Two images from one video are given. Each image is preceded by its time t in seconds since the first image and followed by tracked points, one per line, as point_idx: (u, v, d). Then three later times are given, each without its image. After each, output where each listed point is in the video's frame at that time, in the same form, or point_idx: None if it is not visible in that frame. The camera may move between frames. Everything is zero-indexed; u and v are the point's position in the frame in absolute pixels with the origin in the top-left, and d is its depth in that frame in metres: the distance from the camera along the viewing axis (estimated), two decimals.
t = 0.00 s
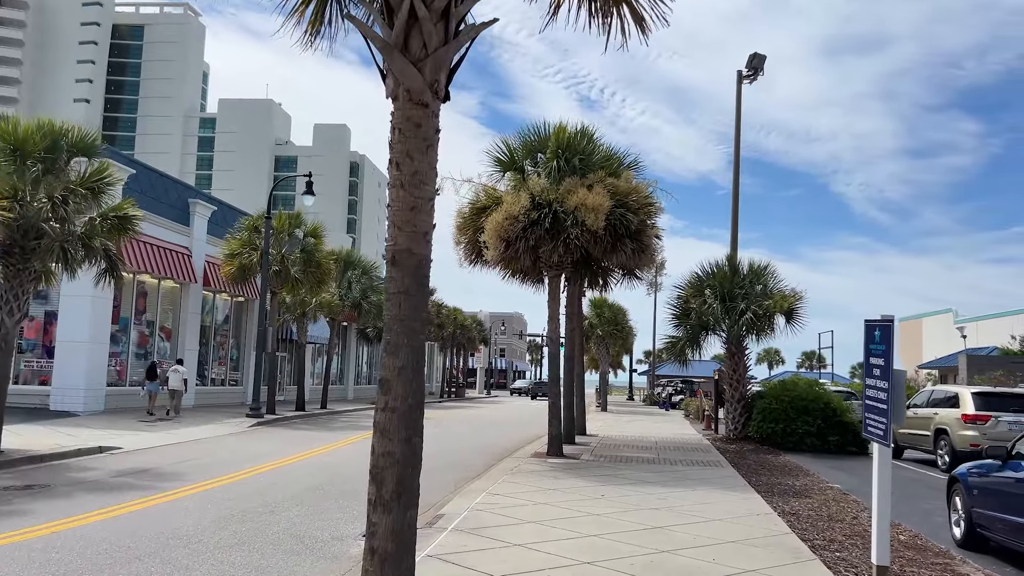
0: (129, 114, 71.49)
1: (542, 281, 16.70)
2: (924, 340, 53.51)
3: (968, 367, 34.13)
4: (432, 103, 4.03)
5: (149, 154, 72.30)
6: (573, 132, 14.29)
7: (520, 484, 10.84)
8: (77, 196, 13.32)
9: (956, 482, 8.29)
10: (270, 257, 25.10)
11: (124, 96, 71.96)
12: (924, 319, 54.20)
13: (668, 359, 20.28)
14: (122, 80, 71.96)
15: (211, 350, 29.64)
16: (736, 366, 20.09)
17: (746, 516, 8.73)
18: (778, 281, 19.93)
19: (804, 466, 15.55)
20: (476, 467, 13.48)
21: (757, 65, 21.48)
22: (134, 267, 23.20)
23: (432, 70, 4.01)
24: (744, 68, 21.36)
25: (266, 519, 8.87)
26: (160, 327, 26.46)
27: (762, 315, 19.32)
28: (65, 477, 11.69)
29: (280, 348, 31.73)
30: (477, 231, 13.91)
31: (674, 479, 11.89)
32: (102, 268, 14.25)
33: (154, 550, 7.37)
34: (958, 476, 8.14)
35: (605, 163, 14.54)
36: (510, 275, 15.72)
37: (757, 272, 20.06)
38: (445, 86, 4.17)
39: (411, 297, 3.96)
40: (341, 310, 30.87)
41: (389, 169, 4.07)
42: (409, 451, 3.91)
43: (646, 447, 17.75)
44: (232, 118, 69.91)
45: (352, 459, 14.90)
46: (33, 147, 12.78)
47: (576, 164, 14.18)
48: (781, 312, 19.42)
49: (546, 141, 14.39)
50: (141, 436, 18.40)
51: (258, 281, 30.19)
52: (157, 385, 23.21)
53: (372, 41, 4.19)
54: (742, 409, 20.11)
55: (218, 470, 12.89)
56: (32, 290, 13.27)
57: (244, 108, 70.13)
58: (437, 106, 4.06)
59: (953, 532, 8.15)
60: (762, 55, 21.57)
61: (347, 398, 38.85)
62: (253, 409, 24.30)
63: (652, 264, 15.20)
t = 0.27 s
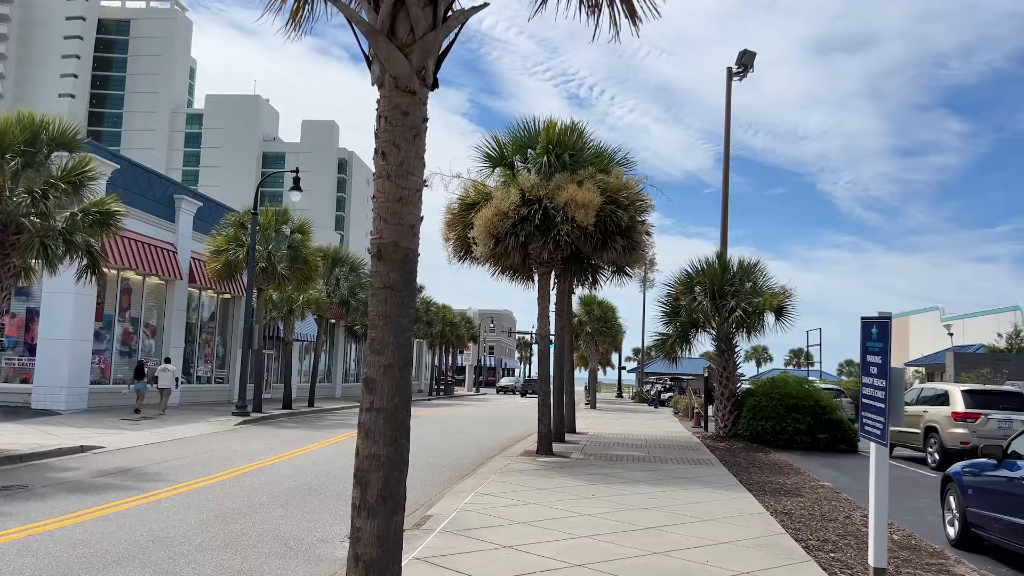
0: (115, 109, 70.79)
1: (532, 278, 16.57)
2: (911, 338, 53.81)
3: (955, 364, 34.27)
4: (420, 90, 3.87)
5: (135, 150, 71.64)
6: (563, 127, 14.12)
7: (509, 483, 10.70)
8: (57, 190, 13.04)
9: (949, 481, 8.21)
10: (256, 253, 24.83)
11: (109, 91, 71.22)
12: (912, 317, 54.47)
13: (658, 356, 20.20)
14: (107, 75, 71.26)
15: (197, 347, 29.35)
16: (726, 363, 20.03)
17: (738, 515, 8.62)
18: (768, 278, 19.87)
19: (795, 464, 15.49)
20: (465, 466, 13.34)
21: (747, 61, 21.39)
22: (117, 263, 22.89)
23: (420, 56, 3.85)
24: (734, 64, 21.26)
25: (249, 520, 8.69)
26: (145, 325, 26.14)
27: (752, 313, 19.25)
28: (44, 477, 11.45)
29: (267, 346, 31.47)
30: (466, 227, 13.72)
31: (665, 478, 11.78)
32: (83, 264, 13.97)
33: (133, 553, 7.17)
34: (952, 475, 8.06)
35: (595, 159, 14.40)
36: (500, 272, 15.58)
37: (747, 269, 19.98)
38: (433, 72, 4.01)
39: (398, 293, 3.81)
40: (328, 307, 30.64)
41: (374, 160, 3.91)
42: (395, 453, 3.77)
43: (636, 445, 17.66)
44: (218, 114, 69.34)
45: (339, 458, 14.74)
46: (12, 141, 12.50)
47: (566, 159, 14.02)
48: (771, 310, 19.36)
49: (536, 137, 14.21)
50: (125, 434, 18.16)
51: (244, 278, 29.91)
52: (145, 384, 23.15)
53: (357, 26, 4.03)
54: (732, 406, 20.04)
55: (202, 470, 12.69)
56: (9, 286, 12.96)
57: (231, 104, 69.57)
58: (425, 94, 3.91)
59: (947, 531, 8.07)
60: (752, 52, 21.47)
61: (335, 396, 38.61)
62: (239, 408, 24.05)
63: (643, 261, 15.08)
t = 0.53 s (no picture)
0: (96, 105, 69.98)
1: (519, 277, 16.43)
2: (894, 336, 54.21)
3: (939, 363, 34.46)
4: (401, 77, 3.72)
5: (117, 147, 70.85)
6: (550, 123, 13.96)
7: (496, 484, 10.56)
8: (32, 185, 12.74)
9: (939, 480, 8.12)
10: (239, 251, 24.51)
11: (90, 87, 70.40)
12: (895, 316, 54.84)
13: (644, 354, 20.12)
14: (89, 71, 70.45)
15: (179, 346, 28.99)
16: (712, 362, 19.98)
17: (727, 516, 8.51)
18: (754, 276, 19.82)
19: (782, 463, 15.45)
20: (451, 466, 13.18)
21: (735, 59, 21.32)
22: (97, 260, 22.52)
23: (403, 41, 3.70)
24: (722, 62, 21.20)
25: (228, 523, 8.48)
26: (126, 323, 25.77)
27: (739, 311, 19.19)
28: (18, 479, 11.18)
29: (251, 344, 31.14)
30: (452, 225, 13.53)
31: (652, 477, 11.68)
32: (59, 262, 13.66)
33: (107, 557, 6.97)
34: (942, 474, 7.98)
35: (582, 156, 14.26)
36: (486, 270, 15.42)
37: (734, 267, 19.93)
38: (416, 58, 3.86)
39: (379, 288, 3.65)
40: (312, 306, 30.36)
41: (355, 149, 3.75)
42: (377, 456, 3.60)
43: (623, 443, 17.57)
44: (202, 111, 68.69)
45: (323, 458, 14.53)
46: None
47: (553, 156, 13.87)
48: (757, 308, 19.31)
49: (523, 133, 14.06)
50: (104, 434, 17.85)
51: (227, 276, 29.58)
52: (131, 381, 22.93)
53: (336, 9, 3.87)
54: (718, 405, 19.97)
55: (181, 471, 12.45)
56: None
57: (215, 100, 68.93)
58: (408, 81, 3.75)
59: (937, 531, 7.99)
60: (740, 50, 21.41)
61: (320, 395, 38.31)
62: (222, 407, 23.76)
63: (630, 259, 14.96)
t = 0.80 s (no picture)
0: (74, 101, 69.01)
1: (501, 275, 16.27)
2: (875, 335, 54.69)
3: (919, 361, 34.72)
4: (378, 59, 3.56)
5: (94, 144, 69.90)
6: (533, 119, 13.80)
7: (477, 484, 10.40)
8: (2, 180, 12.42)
9: (924, 478, 8.06)
10: (217, 248, 24.17)
11: (67, 83, 69.41)
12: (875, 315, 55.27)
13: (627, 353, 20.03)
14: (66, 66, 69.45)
15: (156, 345, 28.56)
16: (695, 360, 19.93)
17: (712, 516, 8.39)
18: (737, 275, 19.79)
19: (765, 461, 15.41)
20: (432, 466, 13.00)
21: (718, 57, 21.29)
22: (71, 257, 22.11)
23: (379, 21, 3.54)
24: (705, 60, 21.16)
25: (203, 525, 8.26)
26: (102, 322, 25.32)
27: (722, 310, 19.13)
28: None
29: (229, 343, 30.73)
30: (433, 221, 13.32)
31: (635, 477, 11.56)
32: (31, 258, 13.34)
33: (74, 562, 6.73)
34: (928, 472, 7.92)
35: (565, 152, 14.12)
36: (468, 267, 15.24)
37: (717, 266, 19.89)
38: (393, 41, 3.70)
39: (356, 281, 3.48)
40: (292, 304, 30.01)
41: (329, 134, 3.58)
42: (352, 457, 3.43)
43: (606, 442, 17.46)
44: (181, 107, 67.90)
45: (302, 459, 14.28)
46: None
47: (536, 152, 13.72)
48: (740, 307, 19.27)
49: (505, 129, 13.90)
50: (78, 435, 17.49)
51: (206, 274, 29.19)
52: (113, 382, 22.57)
53: None
54: (701, 404, 19.92)
55: (156, 472, 12.18)
56: None
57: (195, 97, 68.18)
58: (385, 65, 3.60)
59: (922, 530, 7.94)
60: (723, 48, 21.39)
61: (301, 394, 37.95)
62: (200, 407, 23.40)
63: (614, 256, 14.85)
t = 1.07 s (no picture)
0: (49, 97, 67.96)
1: (482, 273, 16.11)
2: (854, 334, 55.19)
3: (898, 360, 34.97)
4: (350, 44, 3.36)
5: (70, 141, 68.88)
6: (515, 116, 13.62)
7: (458, 486, 10.22)
8: None
9: (910, 479, 7.97)
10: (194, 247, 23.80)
11: (43, 79, 68.34)
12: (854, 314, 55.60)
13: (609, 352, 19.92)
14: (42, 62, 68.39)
15: (132, 345, 28.11)
16: (677, 359, 19.86)
17: (696, 518, 8.26)
18: (719, 274, 19.73)
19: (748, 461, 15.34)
20: (412, 467, 12.81)
21: (700, 55, 21.23)
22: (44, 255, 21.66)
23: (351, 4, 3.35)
24: (687, 58, 21.10)
25: (174, 531, 8.01)
26: (76, 322, 24.86)
27: (704, 309, 19.06)
28: None
29: (206, 343, 30.34)
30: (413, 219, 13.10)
31: (617, 478, 11.42)
32: None
33: (36, 570, 6.46)
34: (913, 473, 7.83)
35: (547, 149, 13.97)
36: (449, 266, 15.05)
37: (699, 265, 19.82)
38: (366, 25, 3.51)
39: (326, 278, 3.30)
40: (271, 303, 29.65)
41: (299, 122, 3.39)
42: (320, 464, 3.25)
43: (588, 443, 17.33)
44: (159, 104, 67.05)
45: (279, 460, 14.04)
46: None
47: (518, 149, 13.56)
48: (722, 306, 19.21)
49: (487, 126, 13.72)
50: (49, 436, 17.11)
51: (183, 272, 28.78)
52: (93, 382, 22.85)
53: None
54: (683, 403, 19.85)
55: (128, 475, 11.88)
56: None
57: (173, 94, 67.36)
58: (358, 50, 3.41)
59: (907, 532, 7.86)
60: (704, 46, 21.34)
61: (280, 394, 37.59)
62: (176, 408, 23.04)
63: (596, 255, 14.72)
